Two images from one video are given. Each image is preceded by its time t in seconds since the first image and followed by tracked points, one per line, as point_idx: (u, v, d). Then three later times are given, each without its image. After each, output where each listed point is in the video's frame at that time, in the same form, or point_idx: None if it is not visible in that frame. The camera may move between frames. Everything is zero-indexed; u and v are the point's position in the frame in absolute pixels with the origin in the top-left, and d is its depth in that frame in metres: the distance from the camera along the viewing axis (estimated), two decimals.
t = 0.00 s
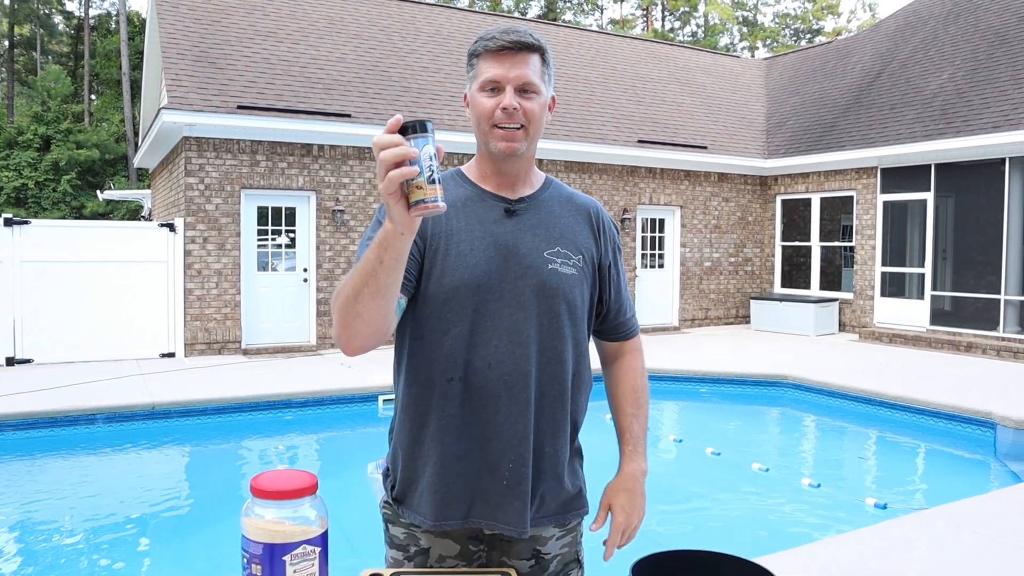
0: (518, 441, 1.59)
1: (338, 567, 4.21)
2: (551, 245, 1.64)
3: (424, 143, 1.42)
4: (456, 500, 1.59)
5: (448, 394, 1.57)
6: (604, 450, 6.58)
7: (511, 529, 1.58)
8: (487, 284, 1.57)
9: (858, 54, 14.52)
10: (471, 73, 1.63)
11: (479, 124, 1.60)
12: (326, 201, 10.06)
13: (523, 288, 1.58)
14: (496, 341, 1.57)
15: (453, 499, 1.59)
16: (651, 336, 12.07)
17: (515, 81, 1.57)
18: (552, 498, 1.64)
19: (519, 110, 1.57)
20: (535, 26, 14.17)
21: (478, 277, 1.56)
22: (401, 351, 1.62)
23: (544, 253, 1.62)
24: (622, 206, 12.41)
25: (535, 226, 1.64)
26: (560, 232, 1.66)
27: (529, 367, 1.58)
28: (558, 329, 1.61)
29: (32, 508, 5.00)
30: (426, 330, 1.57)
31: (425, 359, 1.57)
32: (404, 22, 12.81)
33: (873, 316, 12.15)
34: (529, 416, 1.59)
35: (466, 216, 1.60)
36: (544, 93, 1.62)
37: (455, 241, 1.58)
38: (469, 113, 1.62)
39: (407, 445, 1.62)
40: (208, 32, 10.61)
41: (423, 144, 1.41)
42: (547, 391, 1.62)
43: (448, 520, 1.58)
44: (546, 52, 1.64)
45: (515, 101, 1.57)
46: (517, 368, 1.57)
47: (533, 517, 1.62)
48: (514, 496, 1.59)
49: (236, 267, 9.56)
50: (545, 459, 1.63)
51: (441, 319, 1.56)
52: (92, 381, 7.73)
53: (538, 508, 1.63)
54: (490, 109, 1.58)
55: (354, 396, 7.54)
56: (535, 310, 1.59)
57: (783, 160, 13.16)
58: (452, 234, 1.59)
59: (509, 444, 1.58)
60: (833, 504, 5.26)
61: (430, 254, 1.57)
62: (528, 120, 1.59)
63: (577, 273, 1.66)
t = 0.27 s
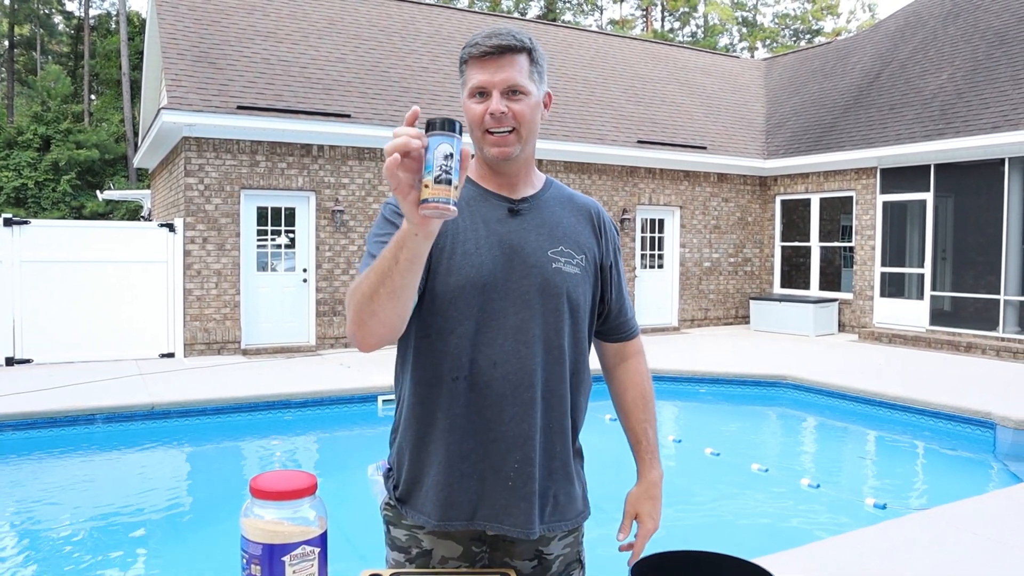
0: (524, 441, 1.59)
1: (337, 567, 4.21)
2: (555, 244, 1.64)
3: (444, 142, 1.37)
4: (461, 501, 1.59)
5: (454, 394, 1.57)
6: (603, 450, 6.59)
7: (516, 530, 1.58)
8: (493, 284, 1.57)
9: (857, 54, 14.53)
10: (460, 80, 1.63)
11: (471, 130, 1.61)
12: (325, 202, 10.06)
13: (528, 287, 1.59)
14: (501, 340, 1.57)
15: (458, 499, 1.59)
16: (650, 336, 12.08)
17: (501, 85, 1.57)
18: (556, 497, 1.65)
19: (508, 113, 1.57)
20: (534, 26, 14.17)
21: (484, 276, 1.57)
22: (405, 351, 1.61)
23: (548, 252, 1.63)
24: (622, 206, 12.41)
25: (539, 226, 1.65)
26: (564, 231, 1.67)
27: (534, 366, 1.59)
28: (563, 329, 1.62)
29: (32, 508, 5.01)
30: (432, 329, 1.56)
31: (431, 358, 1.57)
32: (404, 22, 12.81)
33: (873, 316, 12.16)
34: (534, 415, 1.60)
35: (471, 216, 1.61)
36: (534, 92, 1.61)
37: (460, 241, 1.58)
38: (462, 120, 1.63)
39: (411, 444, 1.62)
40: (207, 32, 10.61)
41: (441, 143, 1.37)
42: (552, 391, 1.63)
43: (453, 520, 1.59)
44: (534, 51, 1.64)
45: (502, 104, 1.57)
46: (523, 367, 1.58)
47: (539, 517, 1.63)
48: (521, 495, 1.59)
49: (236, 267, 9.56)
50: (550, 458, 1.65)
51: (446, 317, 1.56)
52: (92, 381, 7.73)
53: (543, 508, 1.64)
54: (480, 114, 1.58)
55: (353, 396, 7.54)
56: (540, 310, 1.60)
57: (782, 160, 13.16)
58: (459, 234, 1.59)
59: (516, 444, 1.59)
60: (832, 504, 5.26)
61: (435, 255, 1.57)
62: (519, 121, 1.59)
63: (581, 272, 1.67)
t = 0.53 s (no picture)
0: (532, 443, 1.59)
1: (338, 568, 4.22)
2: (559, 246, 1.65)
3: (450, 155, 1.37)
4: (468, 505, 1.58)
5: (461, 398, 1.57)
6: (604, 451, 6.59)
7: (523, 533, 1.59)
8: (498, 287, 1.57)
9: (859, 55, 14.52)
10: (457, 83, 1.64)
11: (471, 132, 1.62)
12: (326, 203, 10.07)
13: (533, 289, 1.59)
14: (508, 343, 1.57)
15: (465, 502, 1.59)
16: (651, 337, 12.08)
17: (499, 86, 1.57)
18: (562, 500, 1.65)
19: (506, 114, 1.57)
20: (535, 27, 14.18)
21: (489, 279, 1.56)
22: (411, 354, 1.61)
23: (552, 254, 1.63)
24: (623, 207, 12.42)
25: (542, 228, 1.65)
26: (566, 233, 1.67)
27: (541, 369, 1.59)
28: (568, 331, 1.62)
29: (34, 508, 5.02)
30: (438, 333, 1.56)
31: (437, 362, 1.57)
32: (405, 23, 12.83)
33: (874, 317, 12.14)
34: (542, 418, 1.60)
35: (474, 219, 1.61)
36: (531, 92, 1.62)
37: (464, 244, 1.58)
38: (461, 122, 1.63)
39: (417, 448, 1.61)
40: (209, 33, 10.63)
41: (448, 156, 1.36)
42: (558, 393, 1.63)
43: (460, 523, 1.58)
44: (530, 51, 1.63)
45: (501, 105, 1.57)
46: (530, 370, 1.58)
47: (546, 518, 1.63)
48: (528, 497, 1.60)
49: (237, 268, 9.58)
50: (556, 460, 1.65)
51: (453, 320, 1.55)
52: (94, 382, 7.75)
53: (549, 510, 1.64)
54: (479, 117, 1.58)
55: (354, 397, 7.54)
56: (546, 312, 1.60)
57: (784, 161, 13.16)
58: (463, 236, 1.58)
59: (523, 446, 1.59)
60: (834, 505, 5.25)
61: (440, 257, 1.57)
62: (518, 122, 1.60)
63: (585, 274, 1.68)
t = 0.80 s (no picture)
0: (535, 444, 1.59)
1: (338, 569, 4.22)
2: (558, 247, 1.65)
3: (454, 144, 1.37)
4: (471, 506, 1.58)
5: (463, 400, 1.56)
6: (605, 453, 6.59)
7: (527, 533, 1.58)
8: (499, 288, 1.56)
9: (860, 56, 14.51)
10: (455, 87, 1.63)
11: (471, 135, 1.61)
12: (327, 204, 10.07)
13: (534, 290, 1.59)
14: (510, 344, 1.57)
15: (468, 504, 1.58)
16: (652, 339, 12.07)
17: (498, 89, 1.57)
18: (565, 500, 1.65)
19: (507, 117, 1.57)
20: (536, 29, 14.19)
21: (491, 281, 1.56)
22: (412, 357, 1.60)
23: (552, 254, 1.63)
24: (624, 208, 12.42)
25: (542, 229, 1.65)
26: (566, 233, 1.68)
27: (543, 370, 1.59)
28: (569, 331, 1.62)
29: (35, 510, 5.01)
30: (440, 335, 1.55)
31: (440, 364, 1.56)
32: (406, 25, 12.83)
33: (875, 318, 12.14)
34: (544, 419, 1.60)
35: (474, 221, 1.61)
36: (530, 95, 1.62)
37: (465, 246, 1.57)
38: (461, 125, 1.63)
39: (419, 450, 1.61)
40: (210, 35, 10.64)
41: (452, 145, 1.36)
42: (559, 394, 1.63)
43: (463, 525, 1.58)
44: (527, 53, 1.64)
45: (502, 108, 1.57)
46: (532, 371, 1.58)
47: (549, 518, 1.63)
48: (532, 498, 1.60)
49: (238, 270, 9.58)
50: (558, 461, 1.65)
51: (455, 322, 1.55)
52: (95, 384, 7.75)
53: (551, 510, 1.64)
54: (479, 120, 1.58)
55: (355, 398, 7.54)
56: (547, 313, 1.60)
57: (784, 162, 13.15)
58: (463, 238, 1.58)
59: (526, 447, 1.59)
60: (835, 507, 5.25)
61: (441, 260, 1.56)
62: (518, 125, 1.60)
63: (585, 274, 1.68)
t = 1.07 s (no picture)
0: (536, 445, 1.59)
1: (339, 570, 4.22)
2: (558, 248, 1.65)
3: (456, 154, 1.37)
4: (472, 508, 1.58)
5: (464, 402, 1.57)
6: (605, 454, 6.58)
7: (528, 535, 1.58)
8: (500, 291, 1.56)
9: (860, 57, 14.51)
10: (456, 86, 1.63)
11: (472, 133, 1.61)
12: (328, 206, 10.08)
13: (535, 292, 1.59)
14: (510, 346, 1.57)
15: (469, 506, 1.58)
16: (653, 340, 12.07)
17: (500, 86, 1.57)
18: (566, 502, 1.65)
19: (508, 115, 1.57)
20: (536, 30, 14.20)
21: (491, 283, 1.56)
22: (413, 360, 1.60)
23: (552, 256, 1.63)
24: (624, 209, 12.42)
25: (541, 230, 1.65)
26: (566, 235, 1.68)
27: (543, 371, 1.59)
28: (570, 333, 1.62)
29: (36, 512, 5.02)
30: (441, 338, 1.55)
31: (441, 367, 1.56)
32: (406, 26, 12.84)
33: (876, 319, 12.13)
34: (545, 421, 1.60)
35: (475, 223, 1.61)
36: (531, 94, 1.62)
37: (466, 249, 1.57)
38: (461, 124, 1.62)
39: (420, 452, 1.61)
40: (210, 37, 10.65)
41: (454, 155, 1.37)
42: (560, 396, 1.63)
43: (465, 527, 1.58)
44: (527, 53, 1.64)
45: (503, 106, 1.57)
46: (533, 373, 1.58)
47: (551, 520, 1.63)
48: (534, 500, 1.59)
49: (238, 271, 9.58)
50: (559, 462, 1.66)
51: (456, 326, 1.55)
52: (97, 385, 7.76)
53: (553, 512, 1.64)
54: (480, 118, 1.57)
55: (356, 399, 7.54)
56: (547, 315, 1.60)
57: (785, 163, 13.15)
58: (464, 240, 1.58)
59: (527, 449, 1.59)
60: (836, 508, 5.24)
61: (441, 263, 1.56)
62: (519, 123, 1.59)
63: (584, 276, 1.68)
